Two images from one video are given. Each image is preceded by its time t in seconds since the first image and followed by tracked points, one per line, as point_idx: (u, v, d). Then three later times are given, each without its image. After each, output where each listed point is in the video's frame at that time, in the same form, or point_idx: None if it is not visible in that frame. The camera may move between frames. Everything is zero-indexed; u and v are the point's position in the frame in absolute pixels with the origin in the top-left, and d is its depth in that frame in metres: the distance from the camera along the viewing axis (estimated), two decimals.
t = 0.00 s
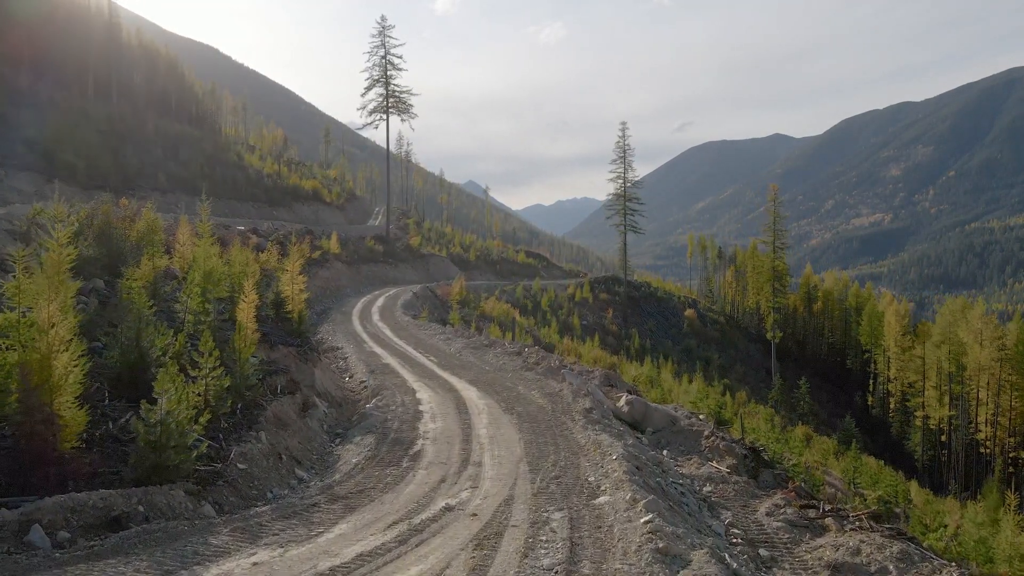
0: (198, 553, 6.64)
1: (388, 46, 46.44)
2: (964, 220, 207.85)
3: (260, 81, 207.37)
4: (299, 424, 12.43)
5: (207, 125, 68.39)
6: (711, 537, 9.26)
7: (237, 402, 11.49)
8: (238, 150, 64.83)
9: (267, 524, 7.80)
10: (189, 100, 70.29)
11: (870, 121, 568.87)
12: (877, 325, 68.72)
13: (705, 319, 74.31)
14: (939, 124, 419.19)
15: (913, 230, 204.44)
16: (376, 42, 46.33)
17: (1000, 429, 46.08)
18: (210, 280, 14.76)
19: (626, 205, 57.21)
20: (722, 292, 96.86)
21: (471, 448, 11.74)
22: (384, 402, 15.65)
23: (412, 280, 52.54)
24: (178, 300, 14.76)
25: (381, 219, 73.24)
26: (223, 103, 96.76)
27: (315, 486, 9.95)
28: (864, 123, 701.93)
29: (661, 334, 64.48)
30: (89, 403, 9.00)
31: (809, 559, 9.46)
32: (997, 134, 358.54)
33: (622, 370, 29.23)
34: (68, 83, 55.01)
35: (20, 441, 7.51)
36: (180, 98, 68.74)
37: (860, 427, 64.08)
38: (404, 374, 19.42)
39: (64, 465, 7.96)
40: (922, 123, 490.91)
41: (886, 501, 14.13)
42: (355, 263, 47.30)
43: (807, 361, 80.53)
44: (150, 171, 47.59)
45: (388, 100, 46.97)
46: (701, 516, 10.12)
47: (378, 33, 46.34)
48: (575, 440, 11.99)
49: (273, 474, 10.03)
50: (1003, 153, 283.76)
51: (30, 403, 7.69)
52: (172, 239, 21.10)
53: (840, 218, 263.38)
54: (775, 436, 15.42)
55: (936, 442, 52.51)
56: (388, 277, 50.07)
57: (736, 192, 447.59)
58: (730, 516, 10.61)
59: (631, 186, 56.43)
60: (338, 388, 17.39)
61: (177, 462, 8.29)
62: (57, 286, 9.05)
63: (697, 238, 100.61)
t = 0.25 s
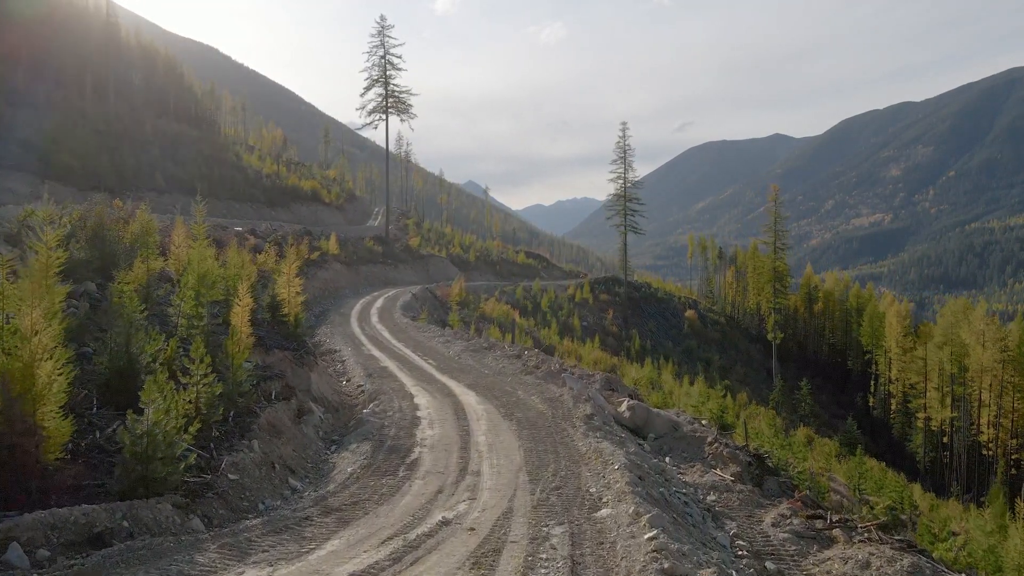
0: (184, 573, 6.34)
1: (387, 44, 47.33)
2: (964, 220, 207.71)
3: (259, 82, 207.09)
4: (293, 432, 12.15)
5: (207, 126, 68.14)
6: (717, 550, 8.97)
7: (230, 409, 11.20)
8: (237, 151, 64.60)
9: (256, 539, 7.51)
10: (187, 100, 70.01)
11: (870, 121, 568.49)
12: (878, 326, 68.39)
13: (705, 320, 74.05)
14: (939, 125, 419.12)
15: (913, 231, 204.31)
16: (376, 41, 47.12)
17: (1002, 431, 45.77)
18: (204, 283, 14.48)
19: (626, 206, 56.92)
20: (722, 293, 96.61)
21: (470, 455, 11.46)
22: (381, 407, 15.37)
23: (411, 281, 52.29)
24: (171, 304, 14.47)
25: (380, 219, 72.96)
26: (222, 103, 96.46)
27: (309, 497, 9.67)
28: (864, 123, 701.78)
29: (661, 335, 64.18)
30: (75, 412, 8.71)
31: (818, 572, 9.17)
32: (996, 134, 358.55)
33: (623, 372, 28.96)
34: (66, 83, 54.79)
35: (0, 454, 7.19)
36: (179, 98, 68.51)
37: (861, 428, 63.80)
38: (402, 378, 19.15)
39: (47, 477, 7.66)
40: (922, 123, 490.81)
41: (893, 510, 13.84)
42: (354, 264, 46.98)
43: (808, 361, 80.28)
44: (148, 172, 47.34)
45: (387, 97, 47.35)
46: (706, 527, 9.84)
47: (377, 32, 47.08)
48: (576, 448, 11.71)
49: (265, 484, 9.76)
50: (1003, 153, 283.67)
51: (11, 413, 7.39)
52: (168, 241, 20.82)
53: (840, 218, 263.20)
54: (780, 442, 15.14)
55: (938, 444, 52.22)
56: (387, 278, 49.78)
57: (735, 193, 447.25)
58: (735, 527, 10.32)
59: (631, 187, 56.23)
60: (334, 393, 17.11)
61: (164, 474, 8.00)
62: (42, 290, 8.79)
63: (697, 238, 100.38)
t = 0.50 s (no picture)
0: None
1: (386, 42, 45.14)
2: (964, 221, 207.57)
3: (258, 82, 206.77)
4: (287, 439, 11.86)
5: (206, 126, 67.92)
6: (722, 564, 8.70)
7: (221, 417, 10.91)
8: (236, 151, 64.34)
9: (245, 556, 7.22)
10: (186, 100, 69.70)
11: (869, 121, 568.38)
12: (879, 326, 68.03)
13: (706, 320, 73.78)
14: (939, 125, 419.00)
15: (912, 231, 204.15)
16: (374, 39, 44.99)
17: (1005, 433, 45.44)
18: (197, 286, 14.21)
19: (626, 206, 56.60)
20: (723, 293, 96.33)
21: (468, 464, 11.18)
22: (378, 412, 15.07)
23: (411, 281, 52.02)
24: (163, 309, 14.17)
25: (379, 220, 72.65)
26: (221, 103, 96.11)
27: (302, 508, 9.40)
28: (863, 123, 701.53)
29: (662, 336, 63.87)
30: (60, 422, 8.42)
31: None
32: (996, 135, 358.44)
33: (624, 374, 28.64)
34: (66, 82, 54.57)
35: None
36: (177, 98, 68.23)
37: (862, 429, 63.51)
38: (400, 382, 18.87)
39: (29, 491, 7.36)
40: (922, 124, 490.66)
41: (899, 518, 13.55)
42: (353, 264, 46.67)
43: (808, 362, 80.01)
44: (146, 172, 47.11)
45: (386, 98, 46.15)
46: (711, 539, 9.55)
47: (376, 29, 44.85)
48: (577, 456, 11.43)
49: (257, 495, 9.48)
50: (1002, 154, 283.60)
51: None
52: (163, 243, 20.52)
53: (840, 218, 263.02)
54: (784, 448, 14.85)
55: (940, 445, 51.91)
56: (386, 279, 49.46)
57: (735, 193, 446.98)
58: (741, 539, 10.01)
59: (632, 187, 55.93)
60: (331, 397, 16.82)
61: (150, 488, 7.71)
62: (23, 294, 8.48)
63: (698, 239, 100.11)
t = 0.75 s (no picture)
0: None
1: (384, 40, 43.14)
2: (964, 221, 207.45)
3: (258, 82, 206.34)
4: (281, 447, 11.57)
5: (205, 126, 67.64)
6: None
7: (212, 424, 10.62)
8: (235, 151, 64.07)
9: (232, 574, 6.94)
10: (185, 100, 69.42)
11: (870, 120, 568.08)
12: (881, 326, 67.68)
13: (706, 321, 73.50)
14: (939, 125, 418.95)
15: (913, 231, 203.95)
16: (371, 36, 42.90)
17: (1007, 435, 45.14)
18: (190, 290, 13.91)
19: (627, 206, 56.29)
20: (723, 294, 96.06)
21: (466, 473, 10.89)
22: (375, 418, 14.77)
23: (410, 282, 51.74)
24: (155, 313, 13.86)
25: (379, 220, 72.33)
26: (221, 103, 95.76)
27: (295, 521, 9.12)
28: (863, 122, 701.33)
29: (662, 337, 63.56)
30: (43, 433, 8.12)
31: None
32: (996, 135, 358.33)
33: (625, 376, 28.34)
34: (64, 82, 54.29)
35: None
36: (176, 98, 67.93)
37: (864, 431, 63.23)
38: (398, 386, 18.56)
39: (9, 506, 7.07)
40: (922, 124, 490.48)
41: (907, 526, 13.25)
42: (352, 265, 46.36)
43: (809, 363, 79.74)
44: (144, 172, 46.82)
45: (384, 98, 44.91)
46: (716, 553, 9.26)
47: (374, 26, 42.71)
48: (578, 465, 11.13)
49: (247, 507, 9.19)
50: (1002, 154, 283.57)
51: None
52: (157, 244, 20.20)
53: (840, 219, 262.77)
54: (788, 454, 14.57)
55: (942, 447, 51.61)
56: (385, 279, 49.16)
57: (735, 193, 446.80)
58: (747, 551, 9.73)
59: (632, 188, 55.64)
60: (327, 402, 16.52)
61: (134, 502, 7.42)
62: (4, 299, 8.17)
63: (698, 239, 99.85)
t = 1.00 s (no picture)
0: None
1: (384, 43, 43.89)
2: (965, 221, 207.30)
3: (257, 82, 205.96)
4: (274, 455, 11.26)
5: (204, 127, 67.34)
6: None
7: (203, 433, 10.31)
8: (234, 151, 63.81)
9: None
10: (185, 100, 69.18)
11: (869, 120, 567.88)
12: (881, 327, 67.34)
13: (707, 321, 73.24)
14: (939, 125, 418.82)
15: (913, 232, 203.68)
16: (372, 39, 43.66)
17: (1010, 437, 44.90)
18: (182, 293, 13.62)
19: (627, 207, 56.06)
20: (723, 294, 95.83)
21: (464, 483, 10.61)
22: (371, 424, 14.47)
23: (409, 283, 51.48)
24: (147, 317, 13.57)
25: (378, 220, 72.07)
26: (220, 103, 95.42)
27: (287, 533, 8.83)
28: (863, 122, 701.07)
29: (663, 337, 63.32)
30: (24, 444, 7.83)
31: None
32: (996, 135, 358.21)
33: (626, 378, 28.07)
34: (62, 82, 54.01)
35: None
36: (176, 98, 67.67)
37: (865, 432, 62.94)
38: (395, 390, 18.27)
39: None
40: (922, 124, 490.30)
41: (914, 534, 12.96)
42: (351, 265, 46.08)
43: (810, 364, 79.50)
44: (142, 172, 46.50)
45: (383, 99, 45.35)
46: (722, 566, 8.96)
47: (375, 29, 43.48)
48: (579, 474, 10.84)
49: (237, 519, 8.90)
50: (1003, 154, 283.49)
51: None
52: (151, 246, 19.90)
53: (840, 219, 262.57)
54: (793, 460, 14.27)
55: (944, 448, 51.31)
56: (384, 280, 48.83)
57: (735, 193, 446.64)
58: (752, 564, 9.44)
59: (632, 188, 55.42)
60: (323, 407, 16.21)
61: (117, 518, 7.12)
62: None
63: (698, 240, 99.58)
